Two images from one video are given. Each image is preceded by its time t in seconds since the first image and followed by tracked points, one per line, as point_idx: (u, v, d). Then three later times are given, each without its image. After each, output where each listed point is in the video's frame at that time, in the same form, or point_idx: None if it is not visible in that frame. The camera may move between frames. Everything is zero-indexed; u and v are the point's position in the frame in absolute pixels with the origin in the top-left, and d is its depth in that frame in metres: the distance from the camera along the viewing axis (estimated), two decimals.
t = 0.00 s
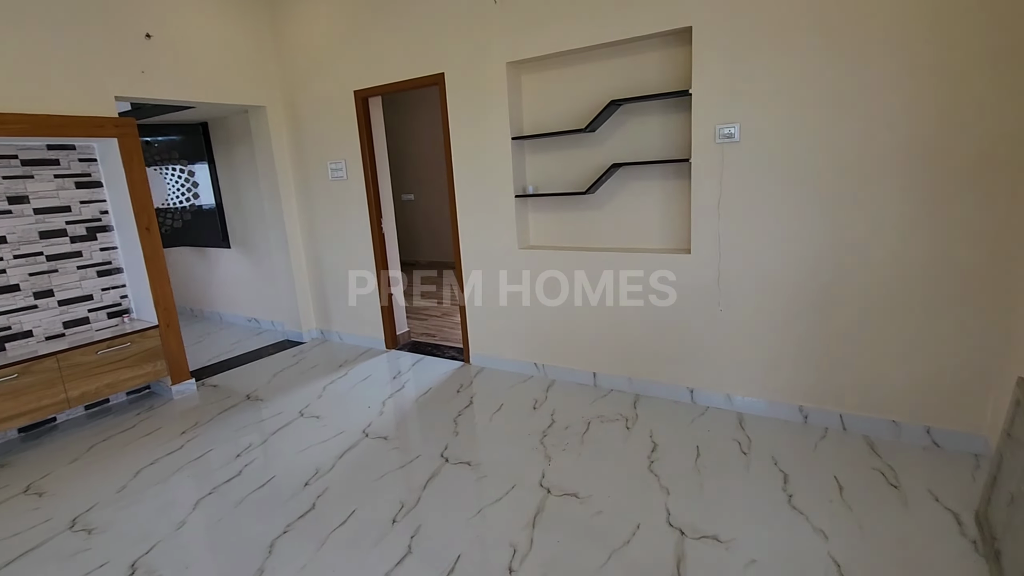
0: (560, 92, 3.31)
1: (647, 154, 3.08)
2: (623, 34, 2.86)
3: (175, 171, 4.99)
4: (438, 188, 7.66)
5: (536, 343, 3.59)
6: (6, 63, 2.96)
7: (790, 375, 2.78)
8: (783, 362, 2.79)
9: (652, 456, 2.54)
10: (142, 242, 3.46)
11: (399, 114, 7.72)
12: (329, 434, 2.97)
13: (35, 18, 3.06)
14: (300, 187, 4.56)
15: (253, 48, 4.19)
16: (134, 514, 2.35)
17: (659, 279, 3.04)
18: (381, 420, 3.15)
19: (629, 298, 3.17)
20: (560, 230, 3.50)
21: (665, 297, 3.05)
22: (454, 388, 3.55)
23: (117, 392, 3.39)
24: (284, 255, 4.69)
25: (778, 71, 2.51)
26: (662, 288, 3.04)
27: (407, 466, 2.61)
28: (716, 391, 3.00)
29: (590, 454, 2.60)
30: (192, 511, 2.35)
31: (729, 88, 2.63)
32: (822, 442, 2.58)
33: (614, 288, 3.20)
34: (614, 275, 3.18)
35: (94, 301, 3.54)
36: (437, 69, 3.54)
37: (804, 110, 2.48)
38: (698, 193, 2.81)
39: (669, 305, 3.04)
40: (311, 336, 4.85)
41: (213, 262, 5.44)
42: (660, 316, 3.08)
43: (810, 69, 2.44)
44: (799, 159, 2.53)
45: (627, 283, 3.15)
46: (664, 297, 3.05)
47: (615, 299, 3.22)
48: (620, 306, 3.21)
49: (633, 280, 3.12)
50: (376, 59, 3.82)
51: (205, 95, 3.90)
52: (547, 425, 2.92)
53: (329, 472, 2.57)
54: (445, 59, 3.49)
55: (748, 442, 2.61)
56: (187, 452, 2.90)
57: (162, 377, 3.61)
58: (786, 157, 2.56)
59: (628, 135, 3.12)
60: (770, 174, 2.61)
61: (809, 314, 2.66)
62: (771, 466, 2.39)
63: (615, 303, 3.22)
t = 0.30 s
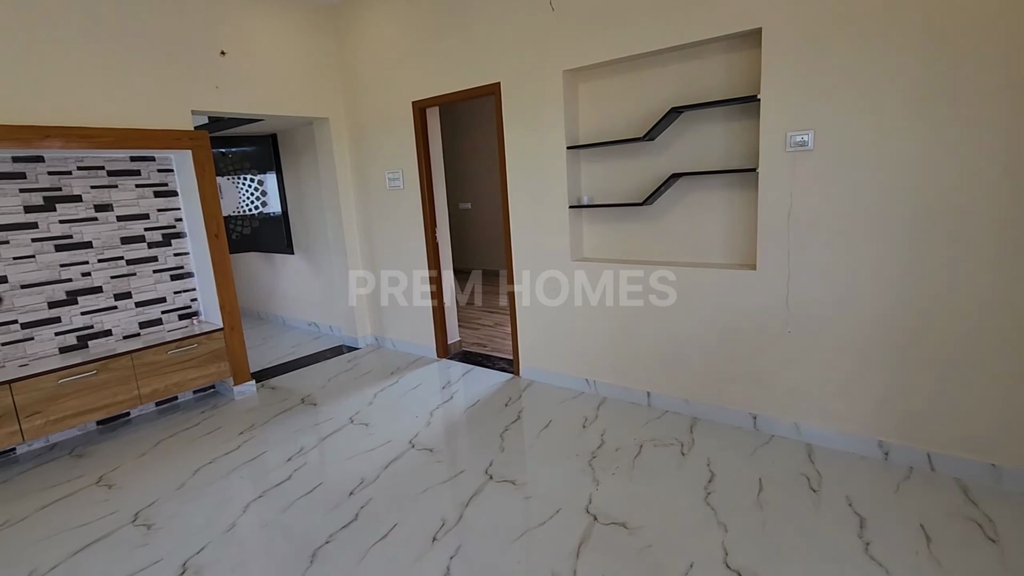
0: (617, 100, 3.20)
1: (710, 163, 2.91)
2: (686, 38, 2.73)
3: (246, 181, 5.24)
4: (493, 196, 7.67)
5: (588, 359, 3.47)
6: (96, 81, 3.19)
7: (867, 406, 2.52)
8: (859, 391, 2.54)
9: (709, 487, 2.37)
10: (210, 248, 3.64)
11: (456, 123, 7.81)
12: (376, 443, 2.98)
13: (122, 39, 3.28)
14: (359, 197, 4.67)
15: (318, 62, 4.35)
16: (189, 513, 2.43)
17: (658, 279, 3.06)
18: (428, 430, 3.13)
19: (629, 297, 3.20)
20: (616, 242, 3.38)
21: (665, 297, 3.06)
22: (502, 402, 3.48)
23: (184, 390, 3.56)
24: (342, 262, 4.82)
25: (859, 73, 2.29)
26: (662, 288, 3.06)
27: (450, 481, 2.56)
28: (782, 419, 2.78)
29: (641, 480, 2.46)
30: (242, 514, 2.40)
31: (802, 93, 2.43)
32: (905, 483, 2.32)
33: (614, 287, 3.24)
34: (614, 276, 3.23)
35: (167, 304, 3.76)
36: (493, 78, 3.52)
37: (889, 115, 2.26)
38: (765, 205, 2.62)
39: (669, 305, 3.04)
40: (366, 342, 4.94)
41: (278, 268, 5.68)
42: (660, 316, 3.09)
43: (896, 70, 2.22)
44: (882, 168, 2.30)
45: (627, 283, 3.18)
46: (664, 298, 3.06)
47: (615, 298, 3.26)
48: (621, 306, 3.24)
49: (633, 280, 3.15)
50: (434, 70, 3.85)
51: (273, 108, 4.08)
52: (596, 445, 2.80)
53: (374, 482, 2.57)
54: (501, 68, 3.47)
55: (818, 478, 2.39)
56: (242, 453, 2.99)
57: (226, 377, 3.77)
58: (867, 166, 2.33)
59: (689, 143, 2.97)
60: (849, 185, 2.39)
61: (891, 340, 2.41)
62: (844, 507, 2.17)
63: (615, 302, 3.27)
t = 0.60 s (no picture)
0: (682, 108, 3.04)
1: (785, 174, 2.69)
2: (759, 40, 2.54)
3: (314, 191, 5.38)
4: (552, 206, 7.57)
5: (645, 379, 3.30)
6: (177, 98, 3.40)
7: (969, 449, 2.22)
8: (960, 432, 2.23)
9: (777, 529, 2.15)
10: (275, 255, 3.77)
11: (516, 134, 7.80)
12: (424, 456, 2.94)
13: (200, 57, 3.49)
14: (418, 208, 4.73)
15: (382, 76, 4.45)
16: (241, 517, 2.47)
17: (659, 280, 3.12)
18: (476, 446, 3.06)
19: (629, 297, 3.28)
20: (678, 257, 3.20)
21: (665, 297, 3.10)
22: (553, 420, 3.35)
23: (246, 393, 3.69)
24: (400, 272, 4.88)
25: (962, 72, 2.04)
26: (662, 288, 3.11)
27: (496, 502, 2.47)
28: (864, 457, 2.50)
29: (700, 516, 2.27)
30: (289, 521, 2.42)
31: (892, 96, 2.19)
32: (1017, 543, 2.00)
33: (615, 287, 3.34)
34: (614, 276, 3.33)
35: (234, 308, 3.92)
36: (553, 87, 3.45)
37: (1000, 119, 1.98)
38: (848, 220, 2.38)
39: (669, 305, 3.09)
40: (421, 351, 4.97)
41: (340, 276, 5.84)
42: (660, 315, 3.15)
43: (1009, 68, 1.95)
44: (992, 179, 2.02)
45: (628, 283, 3.27)
46: (664, 298, 3.11)
47: (616, 298, 3.35)
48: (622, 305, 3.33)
49: (634, 281, 3.23)
50: (494, 81, 3.84)
51: (338, 121, 4.20)
52: (653, 473, 2.63)
53: (419, 498, 2.53)
54: (560, 77, 3.39)
55: (908, 528, 2.11)
56: (295, 459, 3.03)
57: (285, 381, 3.87)
58: (973, 177, 2.06)
59: (761, 152, 2.76)
60: (949, 199, 2.12)
61: (1001, 375, 2.11)
62: (940, 567, 1.89)
63: (615, 302, 3.36)
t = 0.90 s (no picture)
0: (759, 113, 2.82)
1: (877, 184, 2.42)
2: (850, 37, 2.30)
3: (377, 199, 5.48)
4: (614, 215, 7.35)
5: (709, 403, 3.07)
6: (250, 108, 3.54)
7: None
8: None
9: None
10: (336, 261, 3.85)
11: (579, 141, 7.65)
12: (473, 472, 2.87)
13: (274, 69, 3.62)
14: (477, 216, 4.70)
15: (446, 84, 4.47)
16: (290, 522, 2.49)
17: (659, 279, 3.24)
18: (526, 464, 2.95)
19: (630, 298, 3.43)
20: (751, 274, 2.96)
21: (664, 297, 3.22)
22: (609, 442, 3.18)
23: (304, 396, 3.77)
24: (458, 280, 4.86)
25: None
26: (662, 288, 3.23)
27: (544, 528, 2.35)
28: (968, 509, 2.17)
29: (769, 563, 2.04)
30: (335, 531, 2.40)
31: (1015, 95, 1.90)
32: None
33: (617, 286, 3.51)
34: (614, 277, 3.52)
35: (297, 312, 4.03)
36: (618, 93, 3.31)
37: None
38: (955, 238, 2.08)
39: (669, 304, 3.20)
40: (476, 360, 4.93)
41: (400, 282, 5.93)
42: (684, 321, 3.12)
43: None
44: None
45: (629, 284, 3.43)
46: (662, 297, 3.24)
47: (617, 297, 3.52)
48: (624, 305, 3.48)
49: (635, 282, 3.39)
50: (557, 87, 3.74)
51: (402, 129, 4.25)
52: (716, 509, 2.41)
53: (465, 517, 2.45)
54: (627, 82, 3.25)
55: None
56: (346, 465, 3.04)
57: (342, 386, 3.93)
58: None
59: (850, 160, 2.49)
60: None
61: None
62: None
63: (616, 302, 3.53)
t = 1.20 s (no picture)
0: (861, 107, 2.54)
1: (1006, 188, 2.10)
2: (978, 19, 2.00)
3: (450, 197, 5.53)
4: (692, 216, 7.03)
5: (791, 423, 2.83)
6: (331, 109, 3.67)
7: None
8: None
9: None
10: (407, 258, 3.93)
11: (656, 139, 7.38)
12: (532, 478, 2.81)
13: (354, 71, 3.73)
14: (548, 216, 4.63)
15: (520, 82, 4.43)
16: (352, 514, 2.55)
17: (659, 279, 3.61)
18: (588, 474, 2.86)
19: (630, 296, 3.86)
20: (845, 285, 2.69)
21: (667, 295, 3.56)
22: (678, 457, 3.02)
23: (373, 388, 3.88)
24: (526, 280, 4.83)
25: None
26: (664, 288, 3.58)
27: (605, 545, 2.25)
28: None
29: None
30: (394, 527, 2.44)
31: None
32: None
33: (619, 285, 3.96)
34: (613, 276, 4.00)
35: (369, 307, 4.16)
36: (700, 88, 3.12)
37: None
38: None
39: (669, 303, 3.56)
40: (541, 362, 4.87)
41: (470, 280, 6.00)
42: (764, 334, 2.90)
43: None
44: None
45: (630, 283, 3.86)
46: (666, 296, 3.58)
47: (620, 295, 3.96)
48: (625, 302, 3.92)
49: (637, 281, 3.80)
50: (635, 83, 3.59)
51: (475, 129, 4.26)
52: (795, 543, 2.20)
53: (522, 525, 2.40)
54: (711, 76, 3.05)
55: None
56: (409, 461, 3.08)
57: (409, 381, 4.00)
58: None
59: (972, 160, 2.18)
60: None
61: None
62: None
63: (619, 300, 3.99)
